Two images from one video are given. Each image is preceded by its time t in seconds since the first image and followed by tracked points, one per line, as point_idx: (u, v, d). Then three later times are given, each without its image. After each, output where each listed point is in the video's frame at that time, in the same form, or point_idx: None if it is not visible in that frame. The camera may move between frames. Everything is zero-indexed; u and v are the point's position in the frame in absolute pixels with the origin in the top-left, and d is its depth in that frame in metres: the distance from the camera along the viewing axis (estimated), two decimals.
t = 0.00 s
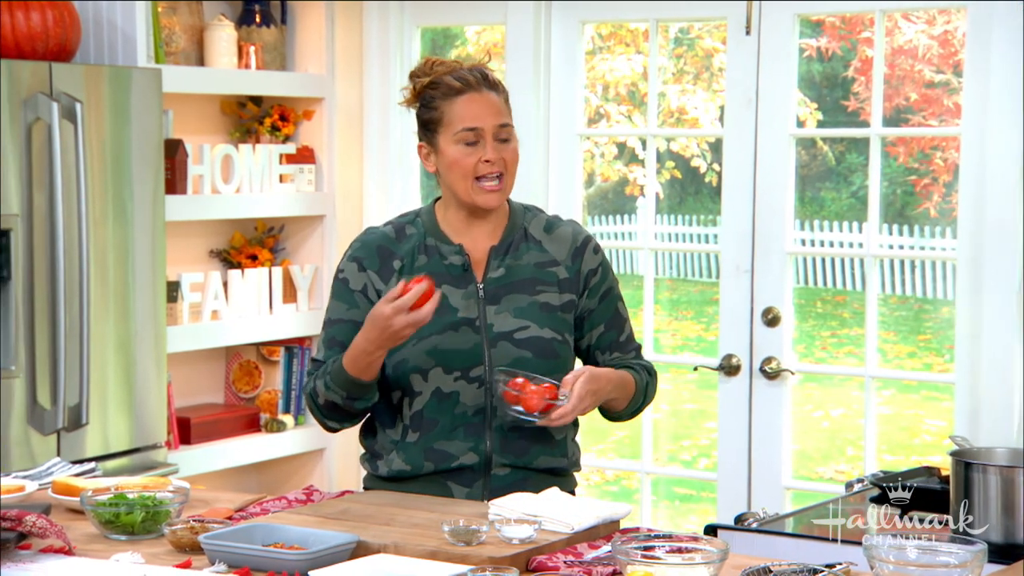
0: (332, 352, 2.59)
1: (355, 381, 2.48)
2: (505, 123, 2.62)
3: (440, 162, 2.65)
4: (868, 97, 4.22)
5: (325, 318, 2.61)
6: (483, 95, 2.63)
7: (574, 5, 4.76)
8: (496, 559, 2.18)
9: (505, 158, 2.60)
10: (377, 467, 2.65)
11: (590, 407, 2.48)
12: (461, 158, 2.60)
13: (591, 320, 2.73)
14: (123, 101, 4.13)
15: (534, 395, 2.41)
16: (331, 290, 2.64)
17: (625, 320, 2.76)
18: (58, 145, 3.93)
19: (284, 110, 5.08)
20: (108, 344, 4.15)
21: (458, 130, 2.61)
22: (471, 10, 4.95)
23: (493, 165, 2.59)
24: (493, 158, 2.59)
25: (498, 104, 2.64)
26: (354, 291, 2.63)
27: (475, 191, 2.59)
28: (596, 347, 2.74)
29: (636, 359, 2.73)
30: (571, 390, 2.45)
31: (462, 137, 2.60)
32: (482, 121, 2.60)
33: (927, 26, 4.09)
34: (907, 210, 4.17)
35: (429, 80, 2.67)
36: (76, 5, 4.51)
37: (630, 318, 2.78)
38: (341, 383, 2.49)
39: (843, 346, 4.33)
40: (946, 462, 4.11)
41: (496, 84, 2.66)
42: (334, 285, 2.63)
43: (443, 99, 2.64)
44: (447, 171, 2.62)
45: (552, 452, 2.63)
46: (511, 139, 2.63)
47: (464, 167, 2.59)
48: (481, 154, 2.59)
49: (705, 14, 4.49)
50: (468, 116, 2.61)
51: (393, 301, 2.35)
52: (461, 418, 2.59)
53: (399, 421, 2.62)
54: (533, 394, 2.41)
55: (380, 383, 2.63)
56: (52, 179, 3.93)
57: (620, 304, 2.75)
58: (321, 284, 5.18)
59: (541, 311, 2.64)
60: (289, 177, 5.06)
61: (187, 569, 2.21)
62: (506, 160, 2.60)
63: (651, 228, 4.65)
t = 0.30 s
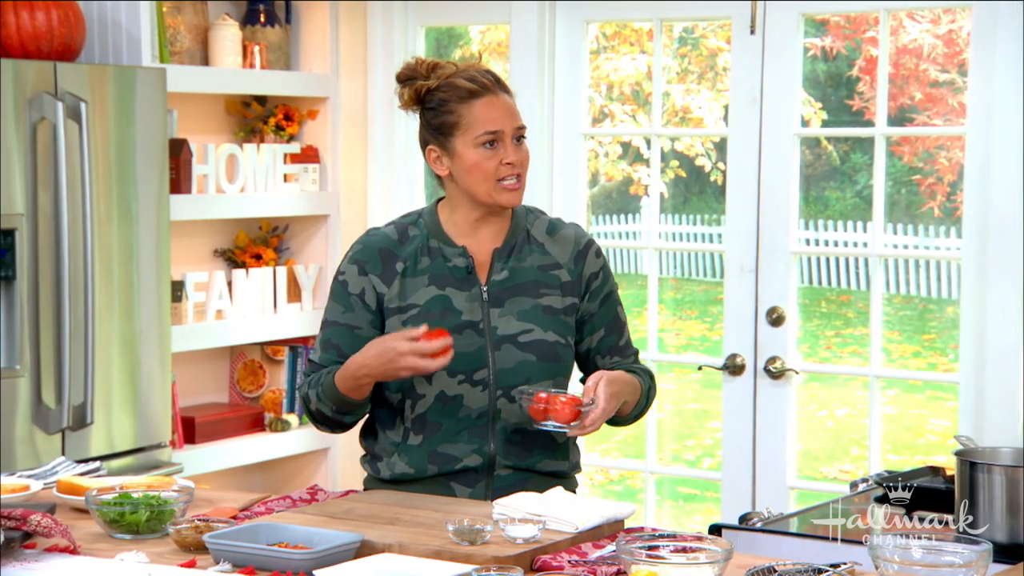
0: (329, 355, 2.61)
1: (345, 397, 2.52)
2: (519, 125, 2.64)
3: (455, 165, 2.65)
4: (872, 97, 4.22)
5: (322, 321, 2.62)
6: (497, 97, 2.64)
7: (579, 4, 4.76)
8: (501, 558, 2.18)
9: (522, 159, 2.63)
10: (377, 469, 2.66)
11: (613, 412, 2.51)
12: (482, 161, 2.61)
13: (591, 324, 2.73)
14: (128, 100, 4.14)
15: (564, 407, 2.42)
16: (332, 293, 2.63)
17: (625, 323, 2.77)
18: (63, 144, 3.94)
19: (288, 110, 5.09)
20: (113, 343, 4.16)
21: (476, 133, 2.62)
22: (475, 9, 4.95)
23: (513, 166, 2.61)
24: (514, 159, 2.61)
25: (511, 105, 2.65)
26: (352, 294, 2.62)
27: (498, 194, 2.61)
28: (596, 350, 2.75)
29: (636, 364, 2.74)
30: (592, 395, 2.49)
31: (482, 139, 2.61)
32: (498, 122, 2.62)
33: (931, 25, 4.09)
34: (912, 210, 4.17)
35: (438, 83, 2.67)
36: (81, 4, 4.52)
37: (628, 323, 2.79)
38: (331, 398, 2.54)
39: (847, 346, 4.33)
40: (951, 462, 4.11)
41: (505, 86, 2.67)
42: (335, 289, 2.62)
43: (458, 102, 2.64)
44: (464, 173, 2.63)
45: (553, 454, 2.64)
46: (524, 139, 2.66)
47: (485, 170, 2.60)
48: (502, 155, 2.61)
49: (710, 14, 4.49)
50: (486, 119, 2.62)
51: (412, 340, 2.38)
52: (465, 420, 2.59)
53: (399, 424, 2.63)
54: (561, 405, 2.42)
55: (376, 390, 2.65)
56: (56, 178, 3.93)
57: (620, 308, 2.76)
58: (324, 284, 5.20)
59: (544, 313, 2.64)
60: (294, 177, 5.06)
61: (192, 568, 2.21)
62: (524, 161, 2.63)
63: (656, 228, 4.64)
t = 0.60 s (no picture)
0: (331, 356, 2.61)
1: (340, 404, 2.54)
2: (510, 130, 2.61)
3: (445, 167, 2.64)
4: (875, 97, 4.21)
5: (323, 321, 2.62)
6: (489, 100, 2.61)
7: (581, 4, 4.76)
8: (503, 558, 2.18)
9: (509, 164, 2.59)
10: (379, 469, 2.66)
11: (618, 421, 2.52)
12: (465, 164, 2.59)
13: (592, 325, 2.73)
14: (130, 99, 4.14)
15: (575, 414, 2.41)
16: (332, 293, 2.62)
17: (622, 326, 2.77)
18: (66, 144, 3.94)
19: (291, 110, 5.09)
20: (115, 342, 4.16)
21: (461, 136, 2.60)
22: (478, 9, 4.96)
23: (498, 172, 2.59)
24: (497, 164, 2.57)
25: (504, 109, 2.62)
26: (353, 294, 2.62)
27: (480, 198, 2.59)
28: (594, 352, 2.75)
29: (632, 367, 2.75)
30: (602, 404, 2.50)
31: (466, 143, 2.59)
32: (485, 126, 2.59)
33: (934, 25, 4.09)
34: (914, 209, 4.17)
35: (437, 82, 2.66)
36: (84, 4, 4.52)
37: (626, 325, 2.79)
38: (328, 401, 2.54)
39: (849, 346, 4.33)
40: (954, 462, 4.10)
41: (503, 88, 2.64)
42: (335, 289, 2.62)
43: (450, 103, 2.63)
44: (451, 176, 2.62)
45: (555, 454, 2.64)
46: (517, 144, 2.62)
47: (469, 174, 2.59)
48: (485, 160, 2.58)
49: (712, 14, 4.49)
50: (473, 122, 2.60)
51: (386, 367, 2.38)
52: (466, 420, 2.59)
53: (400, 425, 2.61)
54: (572, 413, 2.41)
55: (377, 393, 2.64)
56: (58, 178, 3.94)
57: (621, 309, 2.76)
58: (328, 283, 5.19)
59: (545, 313, 2.64)
60: (296, 177, 5.07)
61: (194, 568, 2.21)
62: (511, 166, 2.59)
63: (658, 228, 4.64)
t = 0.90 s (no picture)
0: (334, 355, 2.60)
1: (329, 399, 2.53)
2: (482, 137, 2.58)
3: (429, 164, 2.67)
4: (878, 97, 4.21)
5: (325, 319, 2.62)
6: (468, 104, 2.59)
7: (585, 4, 4.76)
8: (507, 558, 2.18)
9: (475, 172, 2.59)
10: (382, 469, 2.66)
11: (592, 410, 2.48)
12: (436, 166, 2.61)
13: (598, 325, 2.72)
14: (134, 99, 4.14)
15: (535, 401, 2.41)
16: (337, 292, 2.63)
17: (633, 324, 2.75)
18: (70, 143, 3.94)
19: (294, 110, 5.09)
20: (118, 342, 4.16)
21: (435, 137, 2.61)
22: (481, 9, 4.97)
23: (463, 178, 2.59)
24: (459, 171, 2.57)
25: (484, 113, 2.60)
26: (355, 293, 2.62)
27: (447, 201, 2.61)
28: (603, 352, 2.74)
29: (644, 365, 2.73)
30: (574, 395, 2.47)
31: (438, 146, 2.60)
32: (455, 131, 2.58)
33: (938, 25, 4.08)
34: (918, 209, 4.16)
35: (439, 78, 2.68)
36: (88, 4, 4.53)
37: (638, 324, 2.77)
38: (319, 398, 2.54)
39: (853, 346, 4.33)
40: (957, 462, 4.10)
41: (489, 91, 2.61)
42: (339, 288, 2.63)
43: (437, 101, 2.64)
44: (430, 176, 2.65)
45: (556, 456, 2.64)
46: (491, 150, 2.59)
47: (437, 175, 2.61)
48: (450, 166, 2.59)
49: (715, 14, 4.49)
50: (446, 125, 2.60)
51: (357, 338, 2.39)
52: (466, 421, 2.59)
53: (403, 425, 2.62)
54: (535, 401, 2.41)
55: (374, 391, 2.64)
56: (63, 178, 3.94)
57: (629, 309, 2.75)
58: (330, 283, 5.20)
59: (546, 314, 2.64)
60: (299, 177, 5.06)
61: (198, 567, 2.21)
62: (478, 173, 2.59)
63: (661, 228, 4.64)
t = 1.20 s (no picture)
0: (339, 356, 2.68)
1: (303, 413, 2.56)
2: (466, 142, 2.57)
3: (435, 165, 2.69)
4: (882, 96, 4.21)
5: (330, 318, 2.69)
6: (458, 108, 2.59)
7: (588, 4, 4.76)
8: (510, 557, 2.18)
9: (461, 176, 2.58)
10: (381, 468, 2.67)
11: (568, 442, 2.45)
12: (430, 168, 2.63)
13: (593, 334, 2.69)
14: (137, 98, 4.14)
15: (510, 441, 2.35)
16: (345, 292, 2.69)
17: (628, 340, 2.71)
18: (73, 142, 3.94)
19: (298, 109, 5.09)
20: (121, 341, 4.16)
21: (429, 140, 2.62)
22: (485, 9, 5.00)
23: (449, 181, 2.59)
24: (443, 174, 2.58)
25: (473, 118, 2.59)
26: (360, 292, 2.67)
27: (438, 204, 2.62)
28: (595, 362, 2.71)
29: (626, 387, 2.70)
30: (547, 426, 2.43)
31: (431, 148, 2.62)
32: (443, 133, 2.59)
33: (941, 24, 4.08)
34: (921, 209, 4.16)
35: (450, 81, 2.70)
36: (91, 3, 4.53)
37: (636, 340, 2.73)
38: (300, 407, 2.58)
39: (856, 345, 4.32)
40: (960, 462, 4.10)
41: (480, 96, 2.60)
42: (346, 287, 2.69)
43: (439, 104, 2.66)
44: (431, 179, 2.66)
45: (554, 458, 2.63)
46: (476, 155, 2.58)
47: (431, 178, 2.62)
48: (437, 168, 2.59)
49: (718, 13, 4.49)
50: (437, 128, 2.61)
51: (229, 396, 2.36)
52: (461, 420, 2.60)
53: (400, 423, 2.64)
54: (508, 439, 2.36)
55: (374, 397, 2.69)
56: (65, 177, 3.94)
57: (628, 322, 2.71)
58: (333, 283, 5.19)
59: (546, 317, 2.62)
60: (303, 176, 5.06)
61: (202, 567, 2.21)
62: (462, 177, 2.58)
63: (665, 227, 4.64)
